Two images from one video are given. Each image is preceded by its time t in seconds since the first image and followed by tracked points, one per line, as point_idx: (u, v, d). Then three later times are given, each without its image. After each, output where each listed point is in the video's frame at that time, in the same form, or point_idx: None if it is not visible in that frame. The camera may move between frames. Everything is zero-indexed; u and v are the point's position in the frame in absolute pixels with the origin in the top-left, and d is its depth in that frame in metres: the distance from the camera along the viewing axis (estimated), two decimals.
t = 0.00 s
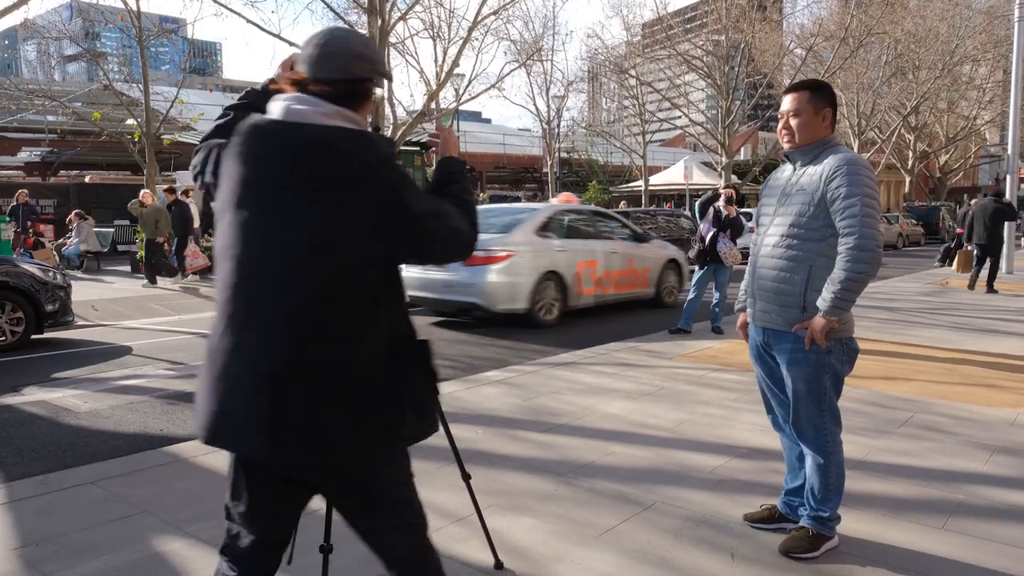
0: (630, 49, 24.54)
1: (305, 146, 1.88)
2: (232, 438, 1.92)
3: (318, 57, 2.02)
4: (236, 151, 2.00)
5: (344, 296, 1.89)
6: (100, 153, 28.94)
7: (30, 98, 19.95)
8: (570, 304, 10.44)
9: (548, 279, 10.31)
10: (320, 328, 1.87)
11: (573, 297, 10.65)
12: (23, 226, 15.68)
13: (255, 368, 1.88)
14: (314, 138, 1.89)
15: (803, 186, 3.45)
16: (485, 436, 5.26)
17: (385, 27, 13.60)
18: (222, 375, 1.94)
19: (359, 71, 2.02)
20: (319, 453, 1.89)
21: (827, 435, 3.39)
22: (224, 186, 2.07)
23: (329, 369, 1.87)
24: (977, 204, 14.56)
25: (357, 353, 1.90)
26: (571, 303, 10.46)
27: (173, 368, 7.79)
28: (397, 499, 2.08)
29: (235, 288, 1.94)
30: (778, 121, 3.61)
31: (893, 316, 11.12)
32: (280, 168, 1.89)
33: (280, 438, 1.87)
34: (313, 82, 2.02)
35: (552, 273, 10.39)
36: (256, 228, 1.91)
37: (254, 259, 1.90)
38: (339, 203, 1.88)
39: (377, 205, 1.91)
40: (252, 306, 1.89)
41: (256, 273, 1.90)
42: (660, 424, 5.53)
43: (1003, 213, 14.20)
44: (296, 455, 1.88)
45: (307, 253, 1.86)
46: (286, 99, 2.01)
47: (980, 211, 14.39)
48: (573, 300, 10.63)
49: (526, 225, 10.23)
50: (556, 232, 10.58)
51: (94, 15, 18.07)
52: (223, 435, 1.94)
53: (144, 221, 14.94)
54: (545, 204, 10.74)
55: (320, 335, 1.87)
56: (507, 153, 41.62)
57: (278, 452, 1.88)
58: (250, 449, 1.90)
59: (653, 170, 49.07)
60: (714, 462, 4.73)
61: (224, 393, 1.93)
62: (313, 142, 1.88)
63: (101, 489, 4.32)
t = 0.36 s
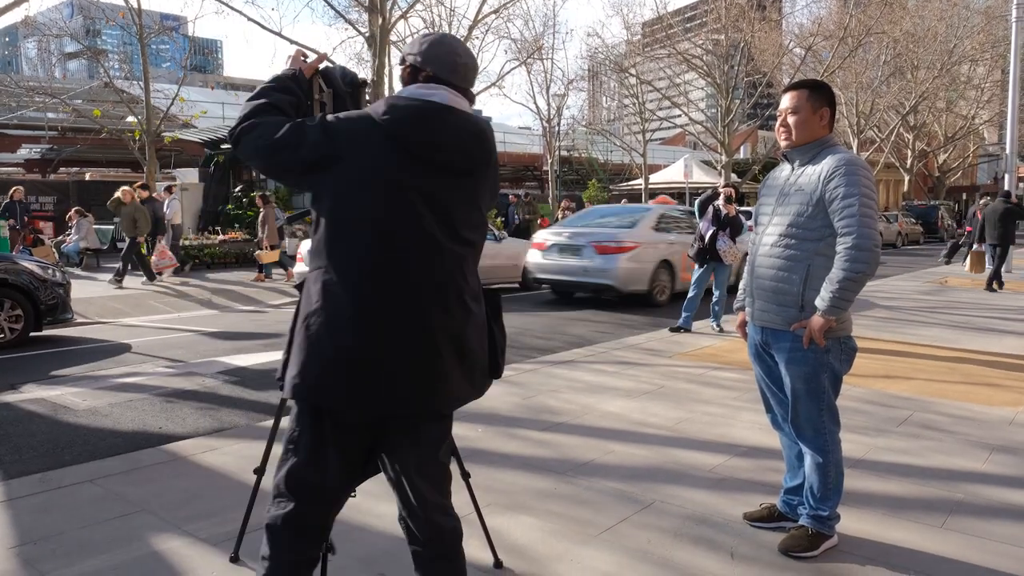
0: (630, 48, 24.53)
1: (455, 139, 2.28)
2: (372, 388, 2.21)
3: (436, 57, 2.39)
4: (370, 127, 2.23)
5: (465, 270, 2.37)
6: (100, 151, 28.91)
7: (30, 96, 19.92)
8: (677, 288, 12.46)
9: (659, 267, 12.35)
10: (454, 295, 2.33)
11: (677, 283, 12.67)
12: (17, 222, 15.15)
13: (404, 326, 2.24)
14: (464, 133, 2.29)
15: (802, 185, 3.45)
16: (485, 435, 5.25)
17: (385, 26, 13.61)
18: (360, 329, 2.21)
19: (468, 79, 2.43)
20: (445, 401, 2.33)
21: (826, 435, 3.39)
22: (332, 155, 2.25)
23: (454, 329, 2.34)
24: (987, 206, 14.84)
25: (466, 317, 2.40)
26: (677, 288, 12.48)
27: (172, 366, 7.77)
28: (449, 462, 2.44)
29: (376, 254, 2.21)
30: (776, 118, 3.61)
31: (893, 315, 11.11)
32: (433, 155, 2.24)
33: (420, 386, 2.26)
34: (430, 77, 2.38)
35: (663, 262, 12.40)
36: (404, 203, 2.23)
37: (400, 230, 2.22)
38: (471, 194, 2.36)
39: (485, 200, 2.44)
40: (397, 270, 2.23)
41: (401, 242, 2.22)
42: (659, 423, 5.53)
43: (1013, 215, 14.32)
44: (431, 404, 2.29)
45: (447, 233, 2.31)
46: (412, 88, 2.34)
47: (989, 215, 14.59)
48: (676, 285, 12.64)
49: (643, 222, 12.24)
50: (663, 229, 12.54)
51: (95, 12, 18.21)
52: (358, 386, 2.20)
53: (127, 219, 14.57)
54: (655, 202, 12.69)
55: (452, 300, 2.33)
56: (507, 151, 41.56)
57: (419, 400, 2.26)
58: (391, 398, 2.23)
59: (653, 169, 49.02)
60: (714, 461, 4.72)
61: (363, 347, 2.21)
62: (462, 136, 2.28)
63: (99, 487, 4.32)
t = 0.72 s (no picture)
0: (629, 47, 24.53)
1: (476, 137, 2.29)
2: (402, 382, 2.22)
3: (447, 54, 2.38)
4: (396, 126, 2.24)
5: (486, 263, 2.40)
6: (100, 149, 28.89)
7: (30, 94, 19.92)
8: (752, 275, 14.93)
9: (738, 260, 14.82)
10: (475, 287, 2.36)
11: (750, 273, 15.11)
12: (14, 220, 14.88)
13: (434, 322, 2.26)
14: (481, 131, 2.30)
15: (801, 184, 3.44)
16: (485, 433, 5.25)
17: (385, 24, 13.60)
18: (393, 328, 2.22)
19: (478, 79, 2.44)
20: (470, 392, 2.36)
21: (825, 434, 3.39)
22: (360, 154, 2.24)
23: (477, 321, 2.37)
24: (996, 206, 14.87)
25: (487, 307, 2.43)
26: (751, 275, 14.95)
27: (172, 364, 7.77)
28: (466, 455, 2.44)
29: (408, 252, 2.22)
30: (774, 119, 3.61)
31: (892, 313, 11.12)
32: (456, 154, 2.26)
33: (447, 380, 2.29)
34: (442, 79, 2.37)
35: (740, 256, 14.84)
36: (431, 201, 2.24)
37: (428, 228, 2.24)
38: (487, 189, 2.39)
39: (500, 192, 2.47)
40: (428, 266, 2.24)
41: (431, 238, 2.24)
42: (659, 422, 5.52)
43: None
44: (456, 395, 2.32)
45: (471, 228, 2.33)
46: (429, 89, 2.33)
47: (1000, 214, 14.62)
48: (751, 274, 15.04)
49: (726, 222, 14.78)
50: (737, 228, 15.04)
51: (95, 11, 18.19)
52: (390, 381, 2.21)
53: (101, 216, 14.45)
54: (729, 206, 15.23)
55: (475, 292, 2.36)
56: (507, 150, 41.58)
57: (446, 393, 2.29)
58: (424, 391, 2.25)
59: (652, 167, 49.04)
60: (714, 460, 4.72)
61: (398, 343, 2.22)
62: (478, 134, 2.29)
63: (98, 486, 4.31)
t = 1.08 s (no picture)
0: (629, 46, 24.52)
1: (473, 137, 2.28)
2: (401, 382, 2.22)
3: (441, 54, 2.37)
4: (393, 126, 2.23)
5: (486, 262, 2.39)
6: (100, 148, 28.85)
7: (31, 93, 19.90)
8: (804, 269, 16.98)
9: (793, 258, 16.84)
10: (475, 287, 2.36)
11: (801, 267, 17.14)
12: (15, 220, 14.89)
13: (434, 322, 2.26)
14: (478, 131, 2.30)
15: (800, 184, 3.44)
16: (485, 432, 5.26)
17: (384, 24, 13.60)
18: (392, 327, 2.22)
19: (473, 78, 2.44)
20: (469, 390, 2.36)
21: (825, 432, 3.39)
22: (358, 155, 2.23)
23: (476, 320, 2.37)
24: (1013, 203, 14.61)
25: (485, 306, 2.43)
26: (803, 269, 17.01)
27: (172, 363, 7.78)
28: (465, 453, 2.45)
29: (408, 253, 2.22)
30: (773, 118, 3.61)
31: (892, 312, 11.11)
32: (454, 154, 2.26)
33: (446, 379, 2.29)
34: (438, 79, 2.37)
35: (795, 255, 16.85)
36: (430, 201, 2.24)
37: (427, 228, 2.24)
38: (485, 188, 2.38)
39: (499, 191, 2.46)
40: (426, 267, 2.24)
41: (429, 238, 2.24)
42: (659, 420, 5.52)
43: None
44: (456, 393, 2.32)
45: (469, 227, 2.33)
46: (426, 89, 2.32)
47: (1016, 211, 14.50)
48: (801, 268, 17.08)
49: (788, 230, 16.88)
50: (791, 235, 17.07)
51: (95, 10, 18.16)
52: (390, 381, 2.22)
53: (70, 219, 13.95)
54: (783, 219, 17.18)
55: (475, 292, 2.36)
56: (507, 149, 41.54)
57: (445, 392, 2.29)
58: (422, 390, 2.25)
59: (652, 166, 49.03)
60: (714, 459, 4.72)
61: (397, 343, 2.22)
62: (476, 133, 2.29)
63: (99, 485, 4.31)
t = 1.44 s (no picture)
0: (629, 45, 24.49)
1: (468, 136, 2.27)
2: (398, 383, 2.22)
3: (436, 55, 2.36)
4: (388, 125, 2.23)
5: (483, 261, 2.38)
6: (100, 147, 28.81)
7: (30, 92, 19.88)
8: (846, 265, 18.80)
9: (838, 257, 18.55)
10: (474, 286, 2.35)
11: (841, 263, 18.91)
12: (16, 219, 14.99)
13: (432, 324, 2.25)
14: (474, 129, 2.29)
15: (800, 182, 3.43)
16: (485, 431, 5.25)
17: (384, 23, 13.60)
18: (388, 326, 2.21)
19: (467, 77, 2.43)
20: (468, 390, 2.35)
21: (825, 431, 3.39)
22: (352, 156, 2.23)
23: (474, 319, 2.36)
24: None
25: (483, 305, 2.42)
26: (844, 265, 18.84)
27: (172, 362, 7.78)
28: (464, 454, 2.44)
29: (404, 253, 2.21)
30: (773, 117, 3.60)
31: (892, 311, 11.10)
32: (450, 154, 2.25)
33: (443, 380, 2.28)
34: (433, 78, 2.36)
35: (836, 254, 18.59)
36: (425, 201, 2.23)
37: (423, 229, 2.23)
38: (481, 186, 2.37)
39: (497, 190, 2.45)
40: (422, 267, 2.23)
41: (425, 239, 2.23)
42: (659, 420, 5.51)
43: None
44: (453, 394, 2.31)
45: (466, 226, 2.32)
46: (420, 88, 2.31)
47: None
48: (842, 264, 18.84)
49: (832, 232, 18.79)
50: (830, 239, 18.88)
51: (95, 9, 18.14)
52: (385, 382, 2.21)
53: (45, 217, 14.27)
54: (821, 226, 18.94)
55: (472, 291, 2.35)
56: (507, 148, 41.50)
57: (443, 393, 2.29)
58: (420, 389, 2.25)
59: (652, 164, 49.01)
60: (714, 458, 4.71)
61: (395, 343, 2.22)
62: (472, 132, 2.28)
63: (98, 484, 4.31)
